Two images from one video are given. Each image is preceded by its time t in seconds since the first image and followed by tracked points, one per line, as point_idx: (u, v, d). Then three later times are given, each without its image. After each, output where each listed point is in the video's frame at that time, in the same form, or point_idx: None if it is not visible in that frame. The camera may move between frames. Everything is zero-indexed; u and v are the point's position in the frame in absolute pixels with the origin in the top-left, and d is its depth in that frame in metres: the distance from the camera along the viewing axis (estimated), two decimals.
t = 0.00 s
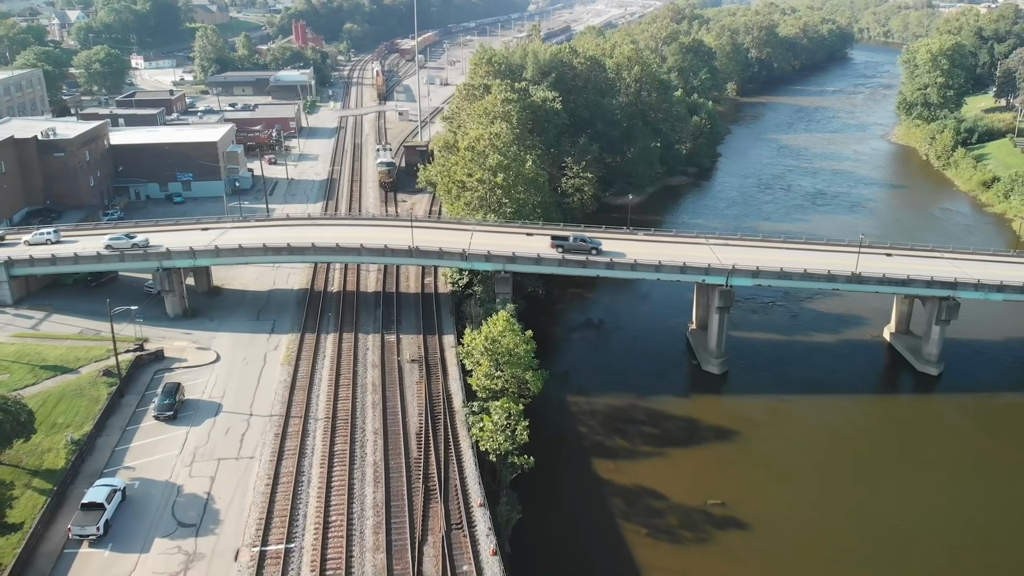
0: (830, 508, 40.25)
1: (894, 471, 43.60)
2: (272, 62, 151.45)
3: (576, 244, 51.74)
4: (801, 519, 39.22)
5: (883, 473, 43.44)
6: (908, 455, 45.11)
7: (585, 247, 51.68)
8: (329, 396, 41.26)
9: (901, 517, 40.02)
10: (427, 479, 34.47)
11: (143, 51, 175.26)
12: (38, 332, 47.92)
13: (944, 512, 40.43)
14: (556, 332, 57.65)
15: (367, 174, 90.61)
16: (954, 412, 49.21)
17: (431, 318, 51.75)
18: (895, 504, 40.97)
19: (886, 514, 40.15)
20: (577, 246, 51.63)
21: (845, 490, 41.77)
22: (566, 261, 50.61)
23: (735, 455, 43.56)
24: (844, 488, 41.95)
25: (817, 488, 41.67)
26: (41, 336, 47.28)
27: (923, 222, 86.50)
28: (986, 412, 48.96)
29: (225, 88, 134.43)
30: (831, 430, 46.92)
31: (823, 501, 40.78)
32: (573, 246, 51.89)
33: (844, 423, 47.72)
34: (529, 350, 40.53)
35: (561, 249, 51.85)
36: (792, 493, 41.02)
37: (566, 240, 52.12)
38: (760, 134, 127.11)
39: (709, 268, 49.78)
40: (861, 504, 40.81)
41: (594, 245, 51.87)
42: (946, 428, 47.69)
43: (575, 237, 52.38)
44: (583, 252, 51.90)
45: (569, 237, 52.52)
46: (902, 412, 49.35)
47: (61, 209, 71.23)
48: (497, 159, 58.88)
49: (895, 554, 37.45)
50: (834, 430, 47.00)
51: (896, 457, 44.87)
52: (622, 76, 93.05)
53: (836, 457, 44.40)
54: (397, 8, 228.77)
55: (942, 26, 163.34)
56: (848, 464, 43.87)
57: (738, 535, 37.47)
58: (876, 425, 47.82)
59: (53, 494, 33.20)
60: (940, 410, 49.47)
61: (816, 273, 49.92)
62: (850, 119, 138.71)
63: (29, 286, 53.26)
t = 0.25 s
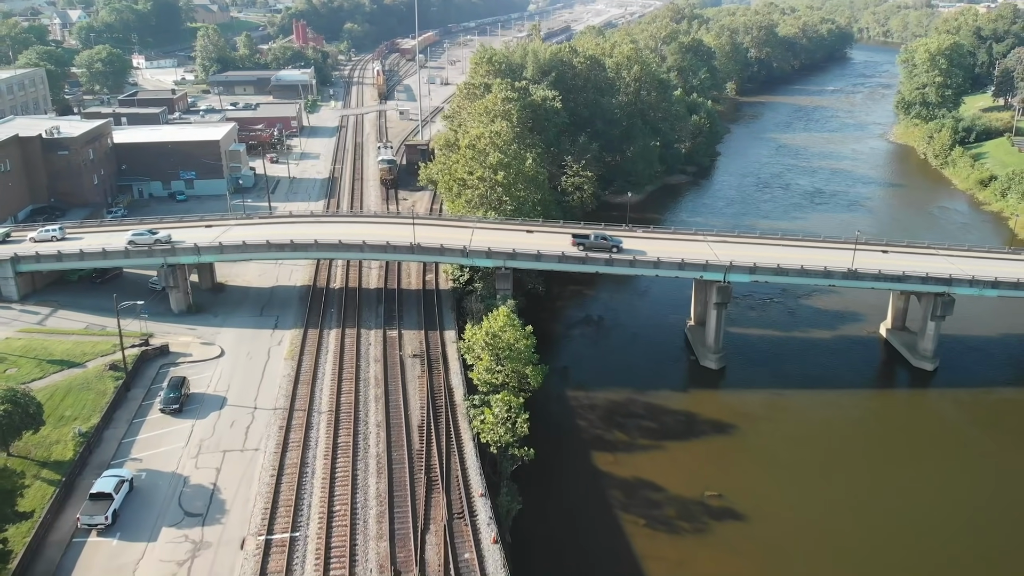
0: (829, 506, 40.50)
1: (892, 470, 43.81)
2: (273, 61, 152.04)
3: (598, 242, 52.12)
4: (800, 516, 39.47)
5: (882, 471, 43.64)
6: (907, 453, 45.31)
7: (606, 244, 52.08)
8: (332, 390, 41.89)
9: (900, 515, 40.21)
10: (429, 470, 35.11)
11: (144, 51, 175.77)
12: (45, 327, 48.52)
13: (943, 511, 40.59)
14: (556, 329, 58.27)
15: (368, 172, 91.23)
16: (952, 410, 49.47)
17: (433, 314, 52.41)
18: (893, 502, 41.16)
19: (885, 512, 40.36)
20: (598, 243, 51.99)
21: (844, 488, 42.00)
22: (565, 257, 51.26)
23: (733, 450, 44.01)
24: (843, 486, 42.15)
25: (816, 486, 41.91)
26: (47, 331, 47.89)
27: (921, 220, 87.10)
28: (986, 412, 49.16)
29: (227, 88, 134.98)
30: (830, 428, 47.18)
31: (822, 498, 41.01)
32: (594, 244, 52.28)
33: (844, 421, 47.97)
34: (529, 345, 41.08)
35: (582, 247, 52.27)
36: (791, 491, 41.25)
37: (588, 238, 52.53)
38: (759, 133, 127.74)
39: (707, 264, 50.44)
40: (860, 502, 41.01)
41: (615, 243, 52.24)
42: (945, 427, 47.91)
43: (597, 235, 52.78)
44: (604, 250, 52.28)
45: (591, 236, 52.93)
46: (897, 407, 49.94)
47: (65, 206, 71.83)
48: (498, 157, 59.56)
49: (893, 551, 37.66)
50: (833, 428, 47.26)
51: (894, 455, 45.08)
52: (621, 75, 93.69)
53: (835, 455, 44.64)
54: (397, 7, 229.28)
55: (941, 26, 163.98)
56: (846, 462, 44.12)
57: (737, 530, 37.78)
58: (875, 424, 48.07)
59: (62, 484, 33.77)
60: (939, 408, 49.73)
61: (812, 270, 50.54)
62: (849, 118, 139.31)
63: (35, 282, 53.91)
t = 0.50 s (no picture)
0: (827, 504, 40.68)
1: (892, 469, 43.94)
2: (274, 61, 152.74)
3: (621, 239, 52.55)
4: (799, 515, 39.62)
5: (883, 471, 43.72)
6: (906, 453, 45.44)
7: (629, 242, 52.48)
8: (336, 383, 42.65)
9: (900, 514, 40.35)
10: (431, 460, 35.88)
11: (145, 50, 176.40)
12: (52, 322, 49.20)
13: (942, 510, 40.72)
14: (555, 324, 59.02)
15: (369, 170, 91.92)
16: (951, 409, 49.68)
17: (434, 310, 53.15)
18: (893, 502, 41.28)
19: (885, 512, 40.44)
20: (621, 241, 52.43)
21: (844, 487, 42.12)
22: (564, 253, 51.97)
23: (732, 446, 44.42)
24: (843, 485, 42.32)
25: (815, 485, 42.06)
26: (54, 325, 48.60)
27: (918, 218, 87.83)
28: (985, 412, 49.28)
29: (228, 87, 135.65)
30: (830, 428, 47.32)
31: (821, 496, 41.18)
32: (617, 241, 52.70)
33: (844, 421, 48.13)
34: (528, 339, 41.78)
35: (605, 245, 52.71)
36: (790, 490, 41.41)
37: (611, 236, 52.98)
38: (757, 132, 128.48)
39: (704, 260, 51.22)
40: (855, 493, 41.74)
41: (638, 241, 52.66)
42: (944, 427, 48.03)
43: (620, 233, 53.24)
44: (627, 247, 52.70)
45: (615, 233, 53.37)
46: (891, 400, 50.70)
47: (69, 204, 72.52)
48: (498, 155, 60.25)
49: (893, 550, 37.82)
50: (833, 427, 47.42)
51: (894, 454, 45.22)
52: (620, 74, 94.44)
53: (835, 455, 44.76)
54: (397, 7, 229.91)
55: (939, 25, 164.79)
56: (846, 462, 44.29)
57: (735, 529, 37.96)
58: (874, 423, 48.23)
59: (71, 473, 34.47)
60: (938, 407, 49.94)
61: (808, 265, 51.28)
62: (847, 118, 140.03)
63: (41, 278, 54.64)
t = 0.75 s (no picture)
0: (828, 504, 40.73)
1: (893, 469, 43.96)
2: (275, 60, 153.40)
3: (641, 237, 53.23)
4: (800, 514, 39.68)
5: (884, 472, 43.75)
6: (907, 453, 45.46)
7: (649, 240, 53.17)
8: (339, 376, 43.34)
9: (901, 514, 40.37)
10: (433, 450, 36.60)
11: (146, 50, 177.04)
12: (58, 317, 49.86)
13: (943, 510, 40.73)
14: (555, 320, 59.70)
15: (370, 169, 92.55)
16: (950, 409, 49.84)
17: (436, 305, 53.82)
18: (894, 502, 41.30)
19: (885, 512, 40.46)
20: (643, 238, 53.14)
21: (844, 488, 42.15)
22: (564, 249, 52.64)
23: (731, 442, 44.83)
24: (844, 486, 42.32)
25: (816, 485, 42.11)
26: (60, 320, 49.26)
27: (915, 216, 88.48)
28: (985, 412, 49.40)
29: (229, 86, 136.26)
30: (830, 428, 47.40)
31: (822, 496, 41.23)
32: (638, 239, 53.38)
33: (844, 421, 48.21)
34: (528, 334, 42.44)
35: (626, 243, 53.41)
36: (791, 489, 41.47)
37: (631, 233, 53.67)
38: (756, 131, 129.13)
39: (701, 256, 51.94)
40: (851, 485, 42.33)
41: (658, 238, 53.30)
42: (944, 427, 48.08)
43: (641, 230, 53.92)
44: (647, 245, 53.37)
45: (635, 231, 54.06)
46: (886, 394, 51.45)
47: (74, 201, 73.18)
48: (498, 153, 60.84)
49: (894, 549, 37.83)
50: (833, 427, 47.54)
51: (892, 451, 45.56)
52: (619, 73, 95.13)
53: (836, 456, 44.80)
54: (398, 6, 230.46)
55: (937, 24, 165.32)
56: (847, 462, 44.33)
57: (735, 528, 38.05)
58: (874, 423, 48.32)
59: (80, 463, 35.13)
60: (938, 406, 50.04)
61: (805, 261, 51.96)
62: (845, 117, 140.69)
63: (47, 274, 55.32)
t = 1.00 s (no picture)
0: (829, 502, 40.83)
1: (894, 469, 44.03)
2: (276, 59, 154.20)
3: (664, 234, 54.01)
4: (797, 506, 40.26)
5: (885, 471, 43.83)
6: (908, 452, 45.56)
7: (672, 236, 53.90)
8: (343, 369, 44.14)
9: (902, 513, 40.45)
10: (435, 439, 37.41)
11: (148, 49, 177.80)
12: (65, 311, 50.63)
13: (943, 510, 40.79)
14: (555, 315, 60.48)
15: (372, 167, 93.30)
16: (949, 407, 50.04)
17: (437, 300, 54.60)
18: (894, 501, 41.36)
19: (886, 511, 40.53)
20: (666, 235, 53.89)
21: (845, 487, 42.22)
22: (563, 244, 53.43)
23: (730, 437, 45.31)
24: (845, 485, 42.39)
25: (817, 484, 42.21)
26: (68, 314, 50.02)
27: (912, 213, 89.21)
28: (984, 411, 49.55)
29: (231, 85, 136.99)
30: (831, 426, 47.55)
31: (823, 495, 41.36)
32: (662, 236, 54.16)
33: (845, 420, 48.33)
34: (528, 327, 43.14)
35: (649, 240, 54.21)
36: (792, 488, 41.56)
37: (654, 231, 54.46)
38: (755, 129, 129.89)
39: (699, 251, 52.74)
40: (847, 478, 42.97)
41: (681, 235, 54.01)
42: (945, 425, 48.16)
43: (664, 227, 54.66)
44: (670, 241, 54.13)
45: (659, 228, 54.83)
46: (880, 386, 52.28)
47: (78, 198, 73.96)
48: (499, 150, 61.65)
49: (894, 548, 37.92)
50: (830, 420, 48.23)
51: (887, 444, 46.20)
52: (619, 71, 96.02)
53: (837, 455, 44.89)
54: (398, 5, 231.13)
55: (936, 24, 165.96)
56: (849, 461, 44.43)
57: (736, 527, 38.20)
58: (875, 422, 48.44)
59: (90, 452, 35.87)
60: (937, 405, 50.26)
61: (801, 256, 52.79)
62: (844, 115, 141.40)
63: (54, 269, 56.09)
